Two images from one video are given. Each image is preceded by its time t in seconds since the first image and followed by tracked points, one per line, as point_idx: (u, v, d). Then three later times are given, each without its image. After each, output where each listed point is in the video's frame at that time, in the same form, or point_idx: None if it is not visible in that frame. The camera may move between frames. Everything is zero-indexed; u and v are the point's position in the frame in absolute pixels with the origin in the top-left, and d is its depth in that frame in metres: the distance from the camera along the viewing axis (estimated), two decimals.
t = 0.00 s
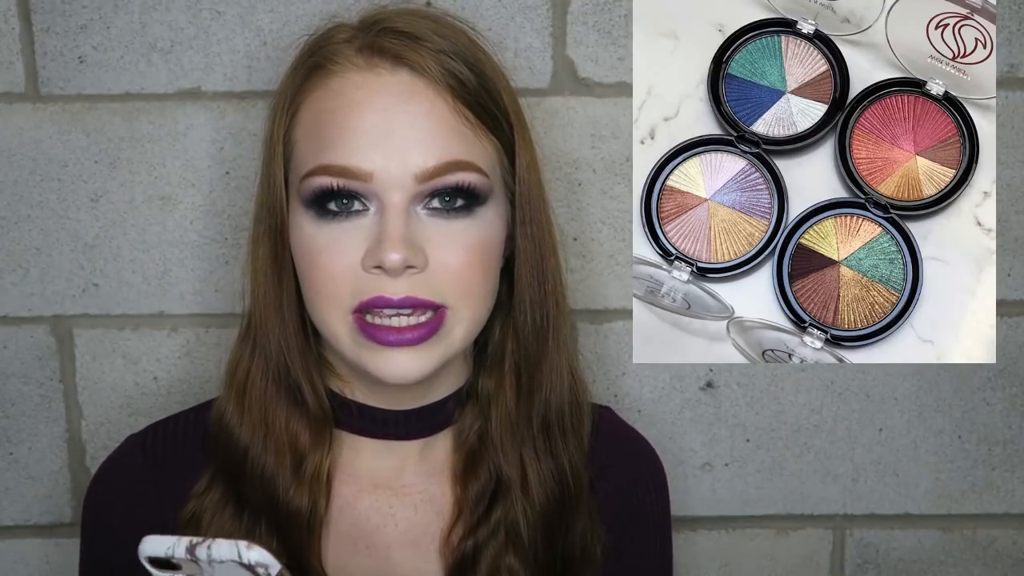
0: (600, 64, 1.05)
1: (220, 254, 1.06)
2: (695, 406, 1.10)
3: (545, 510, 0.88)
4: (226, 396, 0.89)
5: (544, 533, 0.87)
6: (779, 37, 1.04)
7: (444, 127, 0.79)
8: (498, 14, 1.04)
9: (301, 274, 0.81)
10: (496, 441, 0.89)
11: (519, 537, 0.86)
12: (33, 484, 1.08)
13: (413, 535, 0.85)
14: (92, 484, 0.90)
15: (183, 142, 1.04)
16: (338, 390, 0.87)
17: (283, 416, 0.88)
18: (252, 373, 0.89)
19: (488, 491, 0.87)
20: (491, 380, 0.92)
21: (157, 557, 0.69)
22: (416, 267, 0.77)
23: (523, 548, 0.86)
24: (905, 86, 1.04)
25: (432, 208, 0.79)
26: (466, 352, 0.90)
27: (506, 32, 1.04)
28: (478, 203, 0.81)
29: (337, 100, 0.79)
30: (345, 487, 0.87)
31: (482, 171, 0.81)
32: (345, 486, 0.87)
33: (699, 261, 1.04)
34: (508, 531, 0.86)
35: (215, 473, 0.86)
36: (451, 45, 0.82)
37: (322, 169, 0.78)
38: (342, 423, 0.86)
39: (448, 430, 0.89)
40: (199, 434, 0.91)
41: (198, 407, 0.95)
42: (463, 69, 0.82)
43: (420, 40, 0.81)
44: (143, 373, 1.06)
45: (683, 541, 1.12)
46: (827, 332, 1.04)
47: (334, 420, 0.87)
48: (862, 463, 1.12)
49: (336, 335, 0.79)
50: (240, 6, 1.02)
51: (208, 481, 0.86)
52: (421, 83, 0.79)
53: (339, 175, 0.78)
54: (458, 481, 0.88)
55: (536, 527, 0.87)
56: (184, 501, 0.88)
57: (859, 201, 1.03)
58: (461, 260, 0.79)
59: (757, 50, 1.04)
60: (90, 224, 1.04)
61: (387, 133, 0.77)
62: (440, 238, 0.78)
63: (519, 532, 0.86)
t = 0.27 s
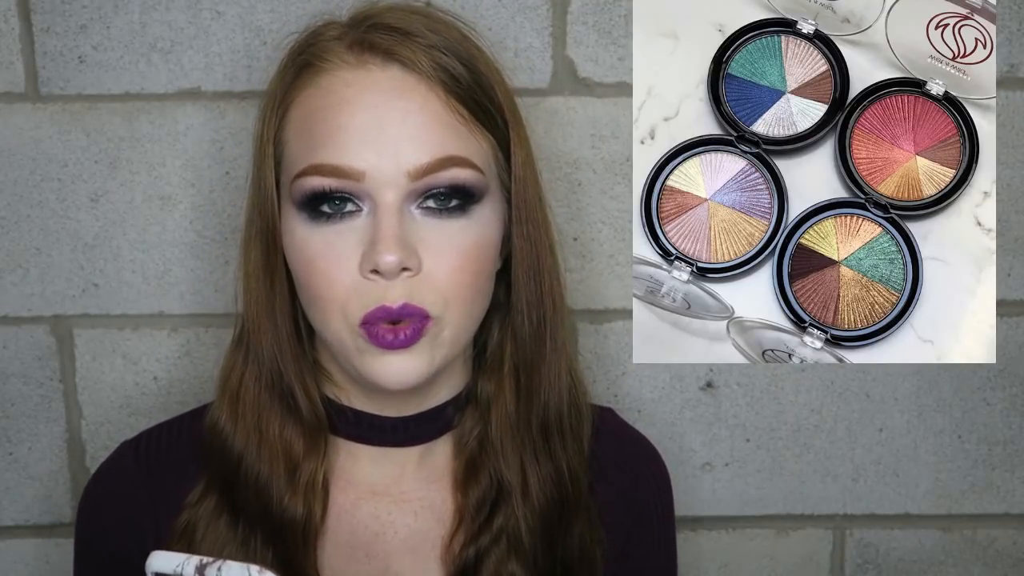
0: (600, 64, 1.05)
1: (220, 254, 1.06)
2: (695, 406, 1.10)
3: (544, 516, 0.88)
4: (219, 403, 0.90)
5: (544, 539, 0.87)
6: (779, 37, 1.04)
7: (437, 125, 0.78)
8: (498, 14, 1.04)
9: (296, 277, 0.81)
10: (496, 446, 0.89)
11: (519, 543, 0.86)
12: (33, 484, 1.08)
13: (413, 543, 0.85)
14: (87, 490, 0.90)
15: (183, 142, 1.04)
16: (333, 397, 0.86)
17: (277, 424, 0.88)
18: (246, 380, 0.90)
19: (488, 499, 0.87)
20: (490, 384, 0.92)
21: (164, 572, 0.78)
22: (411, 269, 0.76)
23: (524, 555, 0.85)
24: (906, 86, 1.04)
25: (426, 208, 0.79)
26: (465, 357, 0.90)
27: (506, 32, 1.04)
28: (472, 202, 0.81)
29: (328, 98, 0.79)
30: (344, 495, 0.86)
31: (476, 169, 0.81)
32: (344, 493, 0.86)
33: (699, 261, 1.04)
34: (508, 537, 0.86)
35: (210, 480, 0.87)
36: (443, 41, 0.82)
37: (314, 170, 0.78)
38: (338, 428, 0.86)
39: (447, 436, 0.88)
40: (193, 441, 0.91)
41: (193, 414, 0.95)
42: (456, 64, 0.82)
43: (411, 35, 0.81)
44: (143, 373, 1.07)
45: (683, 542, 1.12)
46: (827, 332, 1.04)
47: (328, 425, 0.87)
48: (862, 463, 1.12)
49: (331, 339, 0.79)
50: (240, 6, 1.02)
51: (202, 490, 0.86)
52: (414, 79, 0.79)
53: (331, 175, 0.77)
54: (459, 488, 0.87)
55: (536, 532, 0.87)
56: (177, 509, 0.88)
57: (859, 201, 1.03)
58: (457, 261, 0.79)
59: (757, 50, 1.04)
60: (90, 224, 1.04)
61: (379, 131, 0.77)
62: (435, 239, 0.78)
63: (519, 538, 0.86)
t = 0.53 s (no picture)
0: (600, 64, 1.05)
1: (220, 254, 1.06)
2: (695, 406, 1.10)
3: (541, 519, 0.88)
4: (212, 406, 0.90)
5: (542, 542, 0.87)
6: (779, 37, 1.04)
7: (429, 124, 0.78)
8: (498, 14, 1.04)
9: (287, 279, 0.81)
10: (491, 449, 0.89)
11: (516, 547, 0.86)
12: (33, 484, 1.08)
13: (409, 547, 0.85)
14: (80, 496, 0.90)
15: (183, 142, 1.04)
16: (327, 400, 0.87)
17: (269, 427, 0.88)
18: (238, 383, 0.90)
19: (485, 503, 0.87)
20: (486, 386, 0.92)
21: None
22: (404, 271, 0.76)
23: (520, 559, 0.85)
24: (905, 86, 1.04)
25: (419, 209, 0.78)
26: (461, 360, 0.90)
27: (506, 32, 1.04)
28: (466, 202, 0.80)
29: (319, 98, 0.78)
30: (340, 499, 0.86)
31: (469, 169, 0.81)
32: (340, 497, 0.86)
33: (699, 261, 1.04)
34: (505, 541, 0.86)
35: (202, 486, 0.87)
36: (435, 40, 0.82)
37: (304, 171, 0.78)
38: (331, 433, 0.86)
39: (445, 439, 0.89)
40: (187, 446, 0.91)
41: (188, 418, 0.95)
42: (449, 63, 0.82)
43: (403, 34, 0.81)
44: (143, 373, 1.06)
45: (683, 542, 1.12)
46: (827, 332, 1.04)
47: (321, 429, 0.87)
48: (862, 463, 1.12)
49: (323, 340, 0.79)
50: (240, 6, 1.02)
51: (195, 495, 0.86)
52: (405, 78, 0.79)
53: (321, 176, 0.77)
54: (455, 491, 0.87)
55: (533, 535, 0.87)
56: (171, 513, 0.88)
57: (859, 201, 1.03)
58: (450, 263, 0.79)
59: (757, 50, 1.04)
60: (90, 224, 1.04)
61: (370, 131, 0.77)
62: (427, 240, 0.78)
63: (515, 541, 0.86)
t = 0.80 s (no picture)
0: (600, 64, 1.05)
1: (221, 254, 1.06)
2: (695, 406, 1.10)
3: (537, 523, 0.88)
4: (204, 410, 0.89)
5: (538, 545, 0.87)
6: (779, 37, 1.04)
7: (427, 123, 0.78)
8: (498, 14, 1.04)
9: (282, 279, 0.81)
10: (488, 453, 0.89)
11: (512, 552, 0.86)
12: (33, 484, 1.08)
13: (406, 551, 0.85)
14: (73, 503, 0.90)
15: (183, 142, 1.04)
16: (323, 404, 0.86)
17: (263, 432, 0.88)
18: (231, 387, 0.89)
19: (482, 507, 0.87)
20: (483, 390, 0.91)
21: None
22: (401, 271, 0.76)
23: (517, 563, 0.86)
24: (905, 86, 1.04)
25: (416, 208, 0.78)
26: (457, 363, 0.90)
27: (505, 32, 1.04)
28: (463, 202, 0.80)
29: (316, 96, 0.78)
30: (335, 503, 0.86)
31: (467, 168, 0.81)
32: (336, 502, 0.86)
33: (699, 261, 1.04)
34: (501, 545, 0.86)
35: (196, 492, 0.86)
36: (433, 39, 0.82)
37: (301, 168, 0.78)
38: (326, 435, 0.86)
39: (441, 442, 0.89)
40: (182, 450, 0.91)
41: (182, 422, 0.95)
42: (447, 62, 0.82)
43: (401, 33, 0.81)
44: (143, 373, 1.07)
45: (683, 542, 1.12)
46: (827, 332, 1.04)
47: (314, 431, 0.87)
48: (862, 463, 1.12)
49: (318, 341, 0.79)
50: (240, 6, 1.02)
51: (189, 501, 0.86)
52: (403, 77, 0.79)
53: (318, 174, 0.77)
54: (452, 496, 0.87)
55: (529, 539, 0.87)
56: (166, 517, 0.88)
57: (859, 201, 1.03)
58: (448, 264, 0.78)
59: (757, 50, 1.04)
60: (90, 224, 1.04)
61: (367, 129, 0.77)
62: (425, 239, 0.78)
63: (512, 545, 0.86)
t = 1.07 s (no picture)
0: (600, 64, 1.05)
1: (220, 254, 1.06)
2: (695, 406, 1.10)
3: (536, 523, 0.87)
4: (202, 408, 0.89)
5: (536, 545, 0.87)
6: (779, 37, 1.04)
7: (427, 125, 0.78)
8: (498, 14, 1.04)
9: (280, 278, 0.81)
10: (486, 452, 0.89)
11: (510, 550, 0.85)
12: (33, 484, 1.08)
13: (405, 549, 0.85)
14: (72, 503, 0.89)
15: (183, 142, 1.04)
16: (321, 401, 0.87)
17: (259, 431, 0.87)
18: (228, 386, 0.89)
19: (480, 505, 0.87)
20: (481, 390, 0.91)
21: None
22: (400, 270, 0.76)
23: (515, 561, 0.85)
24: (906, 86, 1.04)
25: (416, 209, 0.78)
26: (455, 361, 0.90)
27: (505, 32, 1.04)
28: (463, 201, 0.80)
29: (316, 96, 0.78)
30: (333, 502, 0.86)
31: (467, 169, 0.81)
32: (333, 501, 0.86)
33: (699, 261, 1.04)
34: (499, 545, 0.85)
35: (196, 490, 0.86)
36: (434, 40, 0.82)
37: (301, 168, 0.78)
38: (323, 431, 0.86)
39: (439, 440, 0.89)
40: (181, 451, 0.91)
41: (180, 423, 0.95)
42: (448, 64, 0.82)
43: (402, 34, 0.81)
44: (143, 373, 1.06)
45: (683, 542, 1.12)
46: (827, 332, 1.05)
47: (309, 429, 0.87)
48: (862, 463, 1.12)
49: (315, 339, 0.79)
50: (240, 6, 1.02)
51: (189, 500, 0.86)
52: (404, 77, 0.79)
53: (318, 173, 0.77)
54: (451, 495, 0.87)
55: (528, 539, 0.87)
56: (165, 519, 0.88)
57: (859, 201, 1.03)
58: (446, 264, 0.79)
59: (757, 50, 1.04)
60: (90, 224, 1.04)
61: (368, 129, 0.77)
62: (424, 240, 0.78)
63: (510, 544, 0.85)
